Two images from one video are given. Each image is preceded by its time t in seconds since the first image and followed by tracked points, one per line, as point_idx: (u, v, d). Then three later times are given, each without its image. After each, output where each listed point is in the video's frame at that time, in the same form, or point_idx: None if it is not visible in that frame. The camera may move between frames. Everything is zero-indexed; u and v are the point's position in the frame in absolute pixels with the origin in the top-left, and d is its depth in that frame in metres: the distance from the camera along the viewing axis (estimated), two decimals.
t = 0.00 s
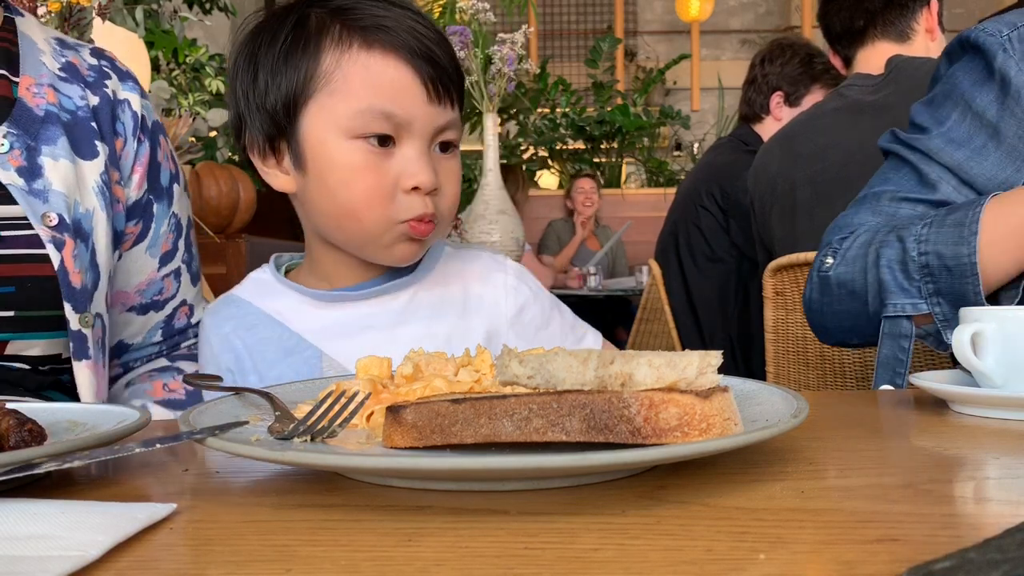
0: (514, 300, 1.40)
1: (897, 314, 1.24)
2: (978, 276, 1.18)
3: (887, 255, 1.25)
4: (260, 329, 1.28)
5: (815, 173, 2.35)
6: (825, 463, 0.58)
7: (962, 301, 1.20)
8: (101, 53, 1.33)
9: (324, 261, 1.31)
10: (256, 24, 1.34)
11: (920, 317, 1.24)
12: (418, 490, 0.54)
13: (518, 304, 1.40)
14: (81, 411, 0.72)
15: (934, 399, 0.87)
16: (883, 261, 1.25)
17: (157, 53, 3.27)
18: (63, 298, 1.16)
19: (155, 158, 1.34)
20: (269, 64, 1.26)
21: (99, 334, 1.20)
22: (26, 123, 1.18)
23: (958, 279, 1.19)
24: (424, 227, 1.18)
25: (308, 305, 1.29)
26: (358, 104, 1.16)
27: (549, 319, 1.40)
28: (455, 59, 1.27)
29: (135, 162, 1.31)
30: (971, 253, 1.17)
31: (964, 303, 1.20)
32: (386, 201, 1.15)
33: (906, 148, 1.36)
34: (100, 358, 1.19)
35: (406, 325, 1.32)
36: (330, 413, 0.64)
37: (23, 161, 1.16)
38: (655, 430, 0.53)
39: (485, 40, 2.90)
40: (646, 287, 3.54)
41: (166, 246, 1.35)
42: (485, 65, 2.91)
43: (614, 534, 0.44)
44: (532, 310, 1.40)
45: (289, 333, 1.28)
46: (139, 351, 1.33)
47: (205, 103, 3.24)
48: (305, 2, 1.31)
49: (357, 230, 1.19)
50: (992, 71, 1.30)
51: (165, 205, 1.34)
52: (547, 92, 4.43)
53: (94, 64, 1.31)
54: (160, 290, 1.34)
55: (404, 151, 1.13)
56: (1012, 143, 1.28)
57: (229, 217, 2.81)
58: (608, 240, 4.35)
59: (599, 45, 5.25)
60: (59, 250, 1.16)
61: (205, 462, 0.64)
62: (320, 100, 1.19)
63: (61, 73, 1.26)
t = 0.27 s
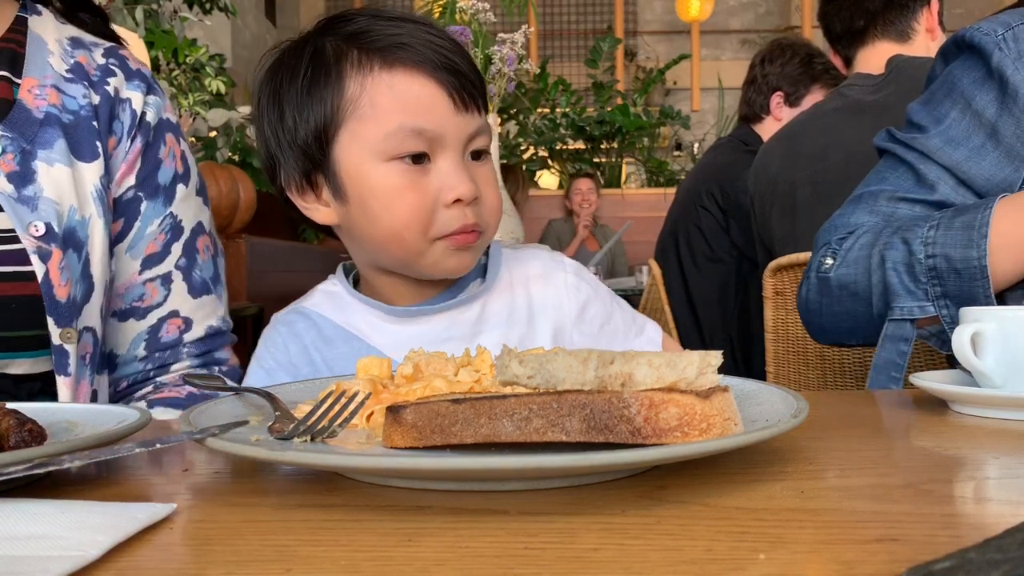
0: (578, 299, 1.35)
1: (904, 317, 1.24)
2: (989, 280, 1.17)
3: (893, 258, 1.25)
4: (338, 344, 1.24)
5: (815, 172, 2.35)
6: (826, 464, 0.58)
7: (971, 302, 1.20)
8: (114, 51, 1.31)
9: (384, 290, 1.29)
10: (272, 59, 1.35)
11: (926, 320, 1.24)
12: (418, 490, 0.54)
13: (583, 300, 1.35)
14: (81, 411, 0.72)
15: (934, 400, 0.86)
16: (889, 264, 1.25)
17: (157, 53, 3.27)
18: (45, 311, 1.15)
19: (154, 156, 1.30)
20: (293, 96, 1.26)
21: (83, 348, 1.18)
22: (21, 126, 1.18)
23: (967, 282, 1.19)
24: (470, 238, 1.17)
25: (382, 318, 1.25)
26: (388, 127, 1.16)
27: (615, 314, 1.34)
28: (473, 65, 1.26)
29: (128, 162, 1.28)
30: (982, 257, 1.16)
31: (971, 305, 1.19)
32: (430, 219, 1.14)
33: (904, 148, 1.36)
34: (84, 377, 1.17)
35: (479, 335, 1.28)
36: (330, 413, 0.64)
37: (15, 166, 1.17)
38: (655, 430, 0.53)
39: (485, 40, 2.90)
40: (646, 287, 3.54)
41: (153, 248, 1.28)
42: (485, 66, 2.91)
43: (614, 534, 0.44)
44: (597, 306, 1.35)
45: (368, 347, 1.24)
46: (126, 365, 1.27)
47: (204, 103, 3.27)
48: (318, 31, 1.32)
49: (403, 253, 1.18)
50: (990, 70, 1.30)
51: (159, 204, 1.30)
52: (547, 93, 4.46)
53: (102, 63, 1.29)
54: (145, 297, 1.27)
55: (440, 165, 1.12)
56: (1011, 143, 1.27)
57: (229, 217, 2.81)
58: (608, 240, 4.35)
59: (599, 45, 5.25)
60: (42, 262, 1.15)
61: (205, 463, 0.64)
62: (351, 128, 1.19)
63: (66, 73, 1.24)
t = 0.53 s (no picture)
0: (571, 287, 1.31)
1: (923, 325, 1.23)
2: (1013, 286, 1.17)
3: (912, 264, 1.25)
4: (325, 329, 1.21)
5: (815, 172, 2.35)
6: (825, 464, 0.58)
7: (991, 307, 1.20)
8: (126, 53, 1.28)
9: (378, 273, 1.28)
10: (283, 39, 1.33)
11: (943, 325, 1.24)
12: (417, 490, 0.54)
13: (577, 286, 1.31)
14: (82, 411, 0.72)
15: (935, 400, 0.86)
16: (908, 270, 1.25)
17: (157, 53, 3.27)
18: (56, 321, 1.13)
19: (164, 160, 1.28)
20: (301, 78, 1.25)
21: (92, 357, 1.16)
22: (33, 131, 1.16)
23: (991, 290, 1.19)
24: (470, 229, 1.15)
25: (371, 305, 1.22)
26: (395, 114, 1.14)
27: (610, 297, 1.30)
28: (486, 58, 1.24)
29: (137, 167, 1.25)
30: (1007, 264, 1.16)
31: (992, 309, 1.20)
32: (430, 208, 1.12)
33: (908, 146, 1.36)
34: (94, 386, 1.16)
35: (466, 324, 1.26)
36: (330, 413, 0.64)
37: (26, 173, 1.14)
38: (655, 430, 0.53)
39: (485, 40, 2.90)
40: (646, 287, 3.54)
41: (162, 253, 1.27)
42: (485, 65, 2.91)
43: (614, 534, 0.44)
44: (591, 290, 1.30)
45: (356, 333, 1.22)
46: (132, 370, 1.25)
47: (205, 103, 3.27)
48: (330, 15, 1.30)
49: (402, 240, 1.17)
50: (993, 68, 1.30)
51: (169, 209, 1.27)
52: (546, 92, 4.41)
53: (114, 66, 1.26)
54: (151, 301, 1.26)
55: (445, 155, 1.10)
56: (1016, 142, 1.28)
57: (229, 217, 2.81)
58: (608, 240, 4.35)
59: (599, 45, 5.25)
60: (54, 272, 1.13)
61: (205, 463, 0.64)
62: (358, 113, 1.18)
63: (78, 77, 1.22)
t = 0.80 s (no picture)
0: (533, 271, 1.28)
1: (899, 304, 1.24)
2: (981, 259, 1.17)
3: (886, 245, 1.25)
4: (291, 327, 1.25)
5: (815, 172, 2.36)
6: (825, 464, 0.58)
7: (966, 288, 1.19)
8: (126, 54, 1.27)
9: (344, 273, 1.30)
10: (257, 37, 1.34)
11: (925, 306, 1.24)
12: (418, 490, 0.54)
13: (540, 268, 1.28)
14: (82, 411, 0.72)
15: (935, 400, 0.86)
16: (882, 251, 1.25)
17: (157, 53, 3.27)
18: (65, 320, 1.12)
19: (167, 161, 1.27)
20: (270, 82, 1.26)
21: (98, 357, 1.16)
22: (39, 132, 1.15)
23: (959, 265, 1.19)
24: (432, 238, 1.18)
25: (332, 303, 1.25)
26: (361, 123, 1.16)
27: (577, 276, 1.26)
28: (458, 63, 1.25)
29: (141, 168, 1.25)
30: (972, 237, 1.17)
31: (967, 290, 1.19)
32: (393, 216, 1.15)
33: (905, 144, 1.35)
34: (98, 384, 1.15)
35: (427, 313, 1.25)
36: (330, 413, 0.64)
37: (33, 174, 1.13)
38: (655, 430, 0.53)
39: (485, 40, 2.90)
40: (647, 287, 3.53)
41: (164, 253, 1.27)
42: (485, 66, 2.91)
43: (614, 534, 0.44)
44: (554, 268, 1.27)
45: (319, 330, 1.24)
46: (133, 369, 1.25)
47: (204, 103, 3.26)
48: (304, 15, 1.30)
49: (364, 245, 1.19)
50: (996, 66, 1.31)
51: (171, 210, 1.27)
52: (547, 92, 4.48)
53: (116, 68, 1.25)
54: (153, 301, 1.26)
55: (409, 166, 1.12)
56: (1018, 138, 1.29)
57: (229, 217, 2.81)
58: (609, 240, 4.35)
59: (599, 45, 5.25)
60: (64, 271, 1.13)
61: (205, 463, 0.64)
62: (324, 119, 1.19)
63: (81, 78, 1.21)
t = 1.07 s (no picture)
0: (532, 283, 1.31)
1: (917, 314, 1.22)
2: (1012, 282, 1.14)
3: (910, 252, 1.23)
4: (293, 324, 1.25)
5: (820, 171, 2.36)
6: (825, 464, 0.58)
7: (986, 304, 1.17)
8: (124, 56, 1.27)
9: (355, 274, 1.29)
10: (258, 42, 1.33)
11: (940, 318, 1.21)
12: (417, 490, 0.54)
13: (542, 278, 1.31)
14: (81, 411, 0.72)
15: (935, 399, 0.86)
16: (905, 257, 1.23)
17: (157, 53, 3.26)
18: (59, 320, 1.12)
19: (164, 162, 1.27)
20: (276, 88, 1.26)
21: (95, 356, 1.15)
22: (35, 132, 1.15)
23: (988, 283, 1.16)
24: (445, 237, 1.17)
25: (337, 302, 1.26)
26: (368, 127, 1.15)
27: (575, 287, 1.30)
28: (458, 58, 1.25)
29: (139, 169, 1.25)
30: (1005, 256, 1.13)
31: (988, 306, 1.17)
32: (406, 218, 1.14)
33: (914, 137, 1.35)
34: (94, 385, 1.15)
35: (429, 321, 1.27)
36: (330, 413, 0.64)
37: (29, 174, 1.13)
38: (655, 430, 0.53)
39: (485, 39, 2.90)
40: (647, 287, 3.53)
41: (163, 254, 1.26)
42: (485, 65, 2.91)
43: (614, 535, 0.44)
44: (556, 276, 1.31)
45: (322, 328, 1.25)
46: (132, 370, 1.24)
47: (204, 103, 3.26)
48: (303, 19, 1.30)
49: (380, 248, 1.19)
50: (1002, 63, 1.31)
51: (170, 211, 1.27)
52: (547, 92, 4.47)
53: (113, 69, 1.25)
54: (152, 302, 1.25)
55: (418, 166, 1.11)
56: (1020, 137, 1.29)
57: (229, 217, 2.81)
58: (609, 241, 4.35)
59: (599, 45, 5.25)
60: (58, 271, 1.12)
61: (205, 463, 0.64)
62: (332, 125, 1.19)
63: (78, 79, 1.21)
